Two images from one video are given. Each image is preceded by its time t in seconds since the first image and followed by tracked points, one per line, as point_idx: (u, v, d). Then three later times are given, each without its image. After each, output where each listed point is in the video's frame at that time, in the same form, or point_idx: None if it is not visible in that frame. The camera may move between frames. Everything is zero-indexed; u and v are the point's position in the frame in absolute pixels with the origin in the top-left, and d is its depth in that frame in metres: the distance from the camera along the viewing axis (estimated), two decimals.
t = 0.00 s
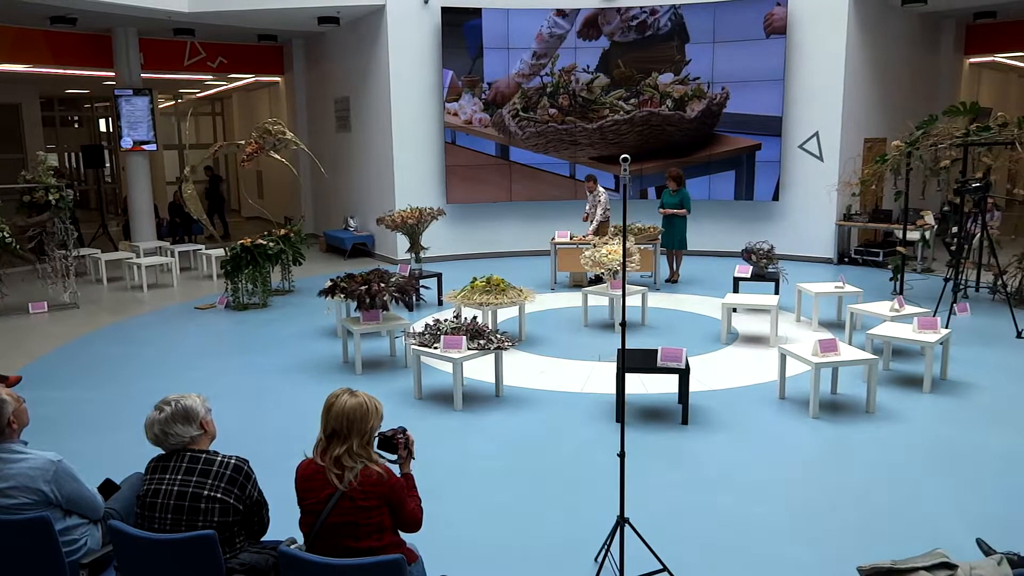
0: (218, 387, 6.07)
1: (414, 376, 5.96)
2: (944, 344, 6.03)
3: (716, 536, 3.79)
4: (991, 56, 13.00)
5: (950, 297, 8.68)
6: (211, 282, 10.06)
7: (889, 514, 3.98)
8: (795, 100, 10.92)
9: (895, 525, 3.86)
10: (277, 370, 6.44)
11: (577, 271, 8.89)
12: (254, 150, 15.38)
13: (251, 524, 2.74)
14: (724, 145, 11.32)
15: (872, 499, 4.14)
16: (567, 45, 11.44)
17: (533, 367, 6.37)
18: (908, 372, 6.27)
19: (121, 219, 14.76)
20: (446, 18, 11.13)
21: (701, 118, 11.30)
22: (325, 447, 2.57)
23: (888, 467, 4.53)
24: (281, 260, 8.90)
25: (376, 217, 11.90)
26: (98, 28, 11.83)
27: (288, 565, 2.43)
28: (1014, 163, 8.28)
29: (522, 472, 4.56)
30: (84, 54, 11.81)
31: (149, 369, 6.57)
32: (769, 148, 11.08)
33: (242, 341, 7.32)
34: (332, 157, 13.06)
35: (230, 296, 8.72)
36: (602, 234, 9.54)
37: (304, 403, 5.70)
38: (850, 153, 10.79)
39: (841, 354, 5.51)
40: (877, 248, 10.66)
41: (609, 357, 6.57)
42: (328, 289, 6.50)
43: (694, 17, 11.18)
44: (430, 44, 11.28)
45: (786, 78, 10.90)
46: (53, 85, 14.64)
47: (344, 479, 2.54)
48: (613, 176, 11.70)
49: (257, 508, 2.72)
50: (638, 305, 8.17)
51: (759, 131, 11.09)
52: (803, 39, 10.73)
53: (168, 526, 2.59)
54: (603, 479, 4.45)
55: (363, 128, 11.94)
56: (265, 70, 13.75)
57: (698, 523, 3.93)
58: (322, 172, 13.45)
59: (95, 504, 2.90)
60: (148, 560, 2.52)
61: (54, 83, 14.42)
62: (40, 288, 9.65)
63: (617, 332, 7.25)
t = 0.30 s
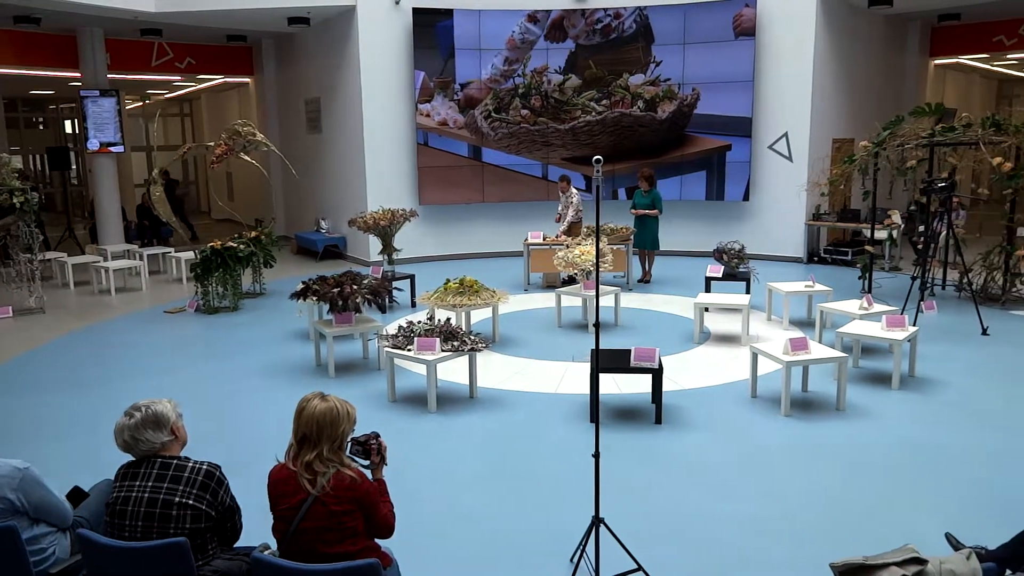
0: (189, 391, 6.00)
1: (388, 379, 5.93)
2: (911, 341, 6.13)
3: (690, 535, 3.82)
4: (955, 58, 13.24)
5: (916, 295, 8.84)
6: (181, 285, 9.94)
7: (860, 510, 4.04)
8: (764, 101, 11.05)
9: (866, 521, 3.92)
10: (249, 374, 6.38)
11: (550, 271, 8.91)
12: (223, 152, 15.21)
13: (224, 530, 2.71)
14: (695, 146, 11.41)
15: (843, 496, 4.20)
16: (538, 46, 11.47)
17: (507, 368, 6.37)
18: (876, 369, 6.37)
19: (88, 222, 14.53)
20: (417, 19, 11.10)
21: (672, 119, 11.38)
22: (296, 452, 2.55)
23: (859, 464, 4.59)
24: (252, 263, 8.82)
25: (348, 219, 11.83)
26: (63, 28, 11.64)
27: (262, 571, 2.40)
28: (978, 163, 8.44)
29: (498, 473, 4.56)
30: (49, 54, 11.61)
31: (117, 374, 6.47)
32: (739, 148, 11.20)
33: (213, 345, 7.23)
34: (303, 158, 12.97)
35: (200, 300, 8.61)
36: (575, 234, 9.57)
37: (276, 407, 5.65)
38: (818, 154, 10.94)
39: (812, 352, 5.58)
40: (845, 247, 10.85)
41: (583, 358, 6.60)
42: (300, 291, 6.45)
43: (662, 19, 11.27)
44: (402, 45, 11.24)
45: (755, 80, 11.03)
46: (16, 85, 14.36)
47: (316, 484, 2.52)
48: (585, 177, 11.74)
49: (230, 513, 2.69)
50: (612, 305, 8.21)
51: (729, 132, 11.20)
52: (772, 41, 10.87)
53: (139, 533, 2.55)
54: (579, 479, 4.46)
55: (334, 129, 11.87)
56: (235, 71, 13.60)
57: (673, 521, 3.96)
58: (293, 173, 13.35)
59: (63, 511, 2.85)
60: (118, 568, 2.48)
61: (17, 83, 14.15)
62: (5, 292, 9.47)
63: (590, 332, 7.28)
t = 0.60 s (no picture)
0: (151, 397, 5.90)
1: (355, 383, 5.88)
2: (873, 339, 6.23)
3: (659, 534, 3.83)
4: (915, 60, 13.50)
5: (878, 293, 8.99)
6: (144, 289, 9.77)
7: (824, 506, 4.09)
8: (729, 102, 11.18)
9: (831, 517, 3.97)
10: (213, 379, 6.29)
11: (519, 272, 8.92)
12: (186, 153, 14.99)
13: (185, 538, 2.65)
14: (661, 147, 11.50)
15: (808, 492, 4.25)
16: (505, 47, 11.46)
17: (475, 370, 6.36)
18: (840, 367, 6.46)
19: (47, 225, 14.21)
20: (382, 20, 11.05)
21: (638, 120, 11.45)
22: (261, 456, 2.51)
23: (823, 460, 4.66)
24: (216, 266, 8.70)
25: (313, 221, 11.73)
26: (20, 28, 11.39)
27: None
28: (937, 163, 8.62)
29: (467, 475, 4.55)
30: (5, 53, 11.34)
31: (77, 379, 6.34)
32: (705, 149, 11.31)
33: (176, 349, 7.12)
34: (267, 160, 12.83)
35: (163, 304, 8.47)
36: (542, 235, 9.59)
37: (241, 412, 5.58)
38: (782, 155, 11.09)
39: (776, 351, 5.64)
40: (809, 246, 11.02)
41: (551, 358, 6.61)
42: (265, 294, 6.37)
43: (626, 21, 11.35)
44: (368, 46, 11.17)
45: (719, 82, 11.15)
46: None
47: (282, 490, 2.48)
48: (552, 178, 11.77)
49: (190, 522, 2.64)
50: (580, 306, 8.24)
51: (694, 134, 11.31)
52: (735, 44, 11.01)
53: (95, 543, 2.50)
54: (547, 480, 4.46)
55: (299, 131, 11.76)
56: (197, 72, 13.39)
57: (641, 521, 3.97)
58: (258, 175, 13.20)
59: (19, 521, 2.77)
60: None
61: None
62: None
63: (558, 333, 7.29)
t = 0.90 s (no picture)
0: (102, 404, 5.75)
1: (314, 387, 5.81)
2: (827, 337, 6.35)
3: (619, 533, 3.85)
4: (866, 64, 13.83)
5: (832, 292, 9.17)
6: (95, 294, 9.53)
7: (781, 502, 4.16)
8: (686, 104, 11.31)
9: (787, 513, 4.03)
10: (167, 385, 6.16)
11: (479, 274, 8.91)
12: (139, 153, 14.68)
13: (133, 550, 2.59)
14: (620, 148, 11.58)
15: (765, 489, 4.31)
16: (464, 48, 11.44)
17: (436, 372, 6.33)
18: (795, 364, 6.57)
19: None
20: (341, 19, 10.94)
21: (597, 121, 11.51)
22: (215, 463, 2.47)
23: (780, 456, 4.74)
24: (170, 269, 8.52)
25: (271, 223, 11.58)
26: None
27: None
28: (887, 165, 8.82)
29: (428, 478, 4.53)
30: None
31: (24, 387, 6.16)
32: (663, 151, 11.42)
33: (129, 355, 6.96)
34: (223, 161, 12.62)
35: (115, 308, 8.28)
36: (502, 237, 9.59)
37: (197, 418, 5.47)
38: (738, 156, 11.26)
39: (734, 349, 5.71)
40: (764, 246, 11.19)
41: (511, 359, 6.61)
42: (221, 298, 6.26)
43: (585, 23, 11.41)
44: (325, 46, 11.06)
45: (677, 84, 11.28)
46: None
47: (237, 497, 2.44)
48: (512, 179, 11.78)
49: (139, 532, 2.57)
50: (540, 307, 8.27)
51: (652, 135, 11.42)
52: (692, 46, 11.15)
53: (36, 558, 2.43)
54: (508, 482, 4.45)
55: (255, 131, 11.59)
56: (149, 71, 13.13)
57: (601, 521, 3.99)
58: (213, 177, 12.98)
59: None
60: None
61: None
62: None
63: (519, 334, 7.30)
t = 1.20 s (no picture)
0: (44, 413, 5.57)
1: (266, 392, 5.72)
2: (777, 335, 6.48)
3: (575, 533, 3.87)
4: (812, 67, 14.15)
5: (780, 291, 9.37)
6: (35, 299, 9.24)
7: (733, 498, 4.23)
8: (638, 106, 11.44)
9: (740, 508, 4.10)
10: (113, 392, 6.00)
11: (433, 275, 8.88)
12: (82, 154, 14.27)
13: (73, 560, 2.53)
14: (574, 149, 11.65)
15: (718, 485, 4.38)
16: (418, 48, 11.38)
17: (391, 374, 6.29)
18: (745, 362, 6.69)
19: None
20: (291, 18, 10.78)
21: (551, 122, 11.56)
22: (163, 471, 2.40)
23: (731, 453, 4.82)
24: (116, 273, 8.31)
25: (220, 225, 11.37)
26: None
27: None
28: (832, 166, 9.03)
29: (383, 481, 4.49)
30: None
31: None
32: (616, 152, 11.53)
33: (72, 362, 6.77)
34: (170, 162, 12.35)
35: (57, 314, 8.04)
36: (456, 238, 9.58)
37: (145, 426, 5.34)
38: (689, 157, 11.43)
39: (687, 348, 5.79)
40: (716, 246, 11.37)
41: (467, 361, 6.60)
42: (169, 302, 6.12)
43: (537, 25, 11.45)
44: (275, 45, 10.89)
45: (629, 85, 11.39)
46: None
47: (185, 507, 2.38)
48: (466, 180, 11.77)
49: (79, 542, 2.51)
50: (495, 308, 8.27)
51: (605, 136, 11.52)
52: (644, 49, 11.28)
53: None
54: (464, 484, 4.44)
55: (204, 132, 11.36)
56: (89, 69, 12.76)
57: (557, 520, 4.00)
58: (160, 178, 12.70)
59: None
60: None
61: None
62: None
63: (473, 335, 7.29)
